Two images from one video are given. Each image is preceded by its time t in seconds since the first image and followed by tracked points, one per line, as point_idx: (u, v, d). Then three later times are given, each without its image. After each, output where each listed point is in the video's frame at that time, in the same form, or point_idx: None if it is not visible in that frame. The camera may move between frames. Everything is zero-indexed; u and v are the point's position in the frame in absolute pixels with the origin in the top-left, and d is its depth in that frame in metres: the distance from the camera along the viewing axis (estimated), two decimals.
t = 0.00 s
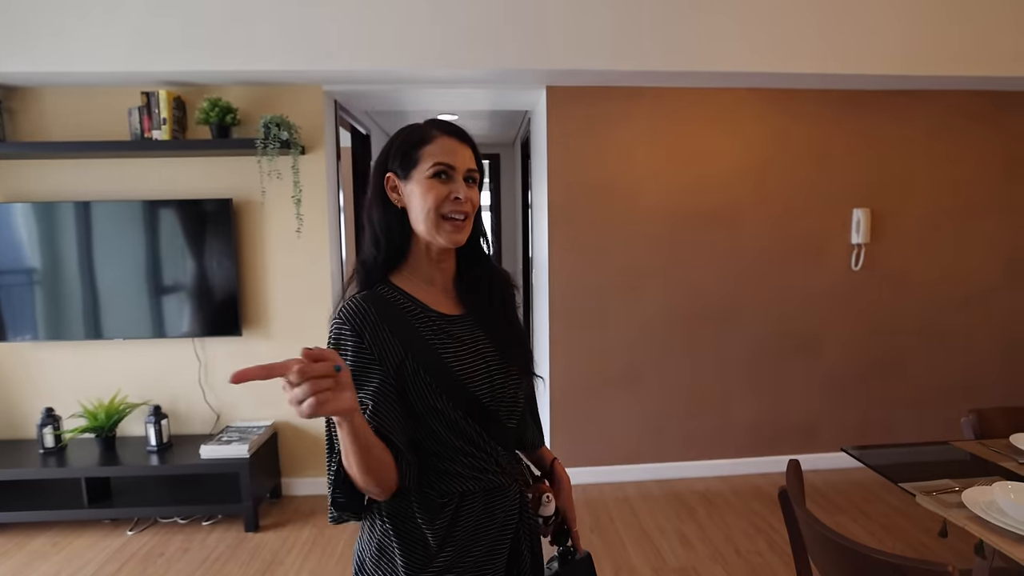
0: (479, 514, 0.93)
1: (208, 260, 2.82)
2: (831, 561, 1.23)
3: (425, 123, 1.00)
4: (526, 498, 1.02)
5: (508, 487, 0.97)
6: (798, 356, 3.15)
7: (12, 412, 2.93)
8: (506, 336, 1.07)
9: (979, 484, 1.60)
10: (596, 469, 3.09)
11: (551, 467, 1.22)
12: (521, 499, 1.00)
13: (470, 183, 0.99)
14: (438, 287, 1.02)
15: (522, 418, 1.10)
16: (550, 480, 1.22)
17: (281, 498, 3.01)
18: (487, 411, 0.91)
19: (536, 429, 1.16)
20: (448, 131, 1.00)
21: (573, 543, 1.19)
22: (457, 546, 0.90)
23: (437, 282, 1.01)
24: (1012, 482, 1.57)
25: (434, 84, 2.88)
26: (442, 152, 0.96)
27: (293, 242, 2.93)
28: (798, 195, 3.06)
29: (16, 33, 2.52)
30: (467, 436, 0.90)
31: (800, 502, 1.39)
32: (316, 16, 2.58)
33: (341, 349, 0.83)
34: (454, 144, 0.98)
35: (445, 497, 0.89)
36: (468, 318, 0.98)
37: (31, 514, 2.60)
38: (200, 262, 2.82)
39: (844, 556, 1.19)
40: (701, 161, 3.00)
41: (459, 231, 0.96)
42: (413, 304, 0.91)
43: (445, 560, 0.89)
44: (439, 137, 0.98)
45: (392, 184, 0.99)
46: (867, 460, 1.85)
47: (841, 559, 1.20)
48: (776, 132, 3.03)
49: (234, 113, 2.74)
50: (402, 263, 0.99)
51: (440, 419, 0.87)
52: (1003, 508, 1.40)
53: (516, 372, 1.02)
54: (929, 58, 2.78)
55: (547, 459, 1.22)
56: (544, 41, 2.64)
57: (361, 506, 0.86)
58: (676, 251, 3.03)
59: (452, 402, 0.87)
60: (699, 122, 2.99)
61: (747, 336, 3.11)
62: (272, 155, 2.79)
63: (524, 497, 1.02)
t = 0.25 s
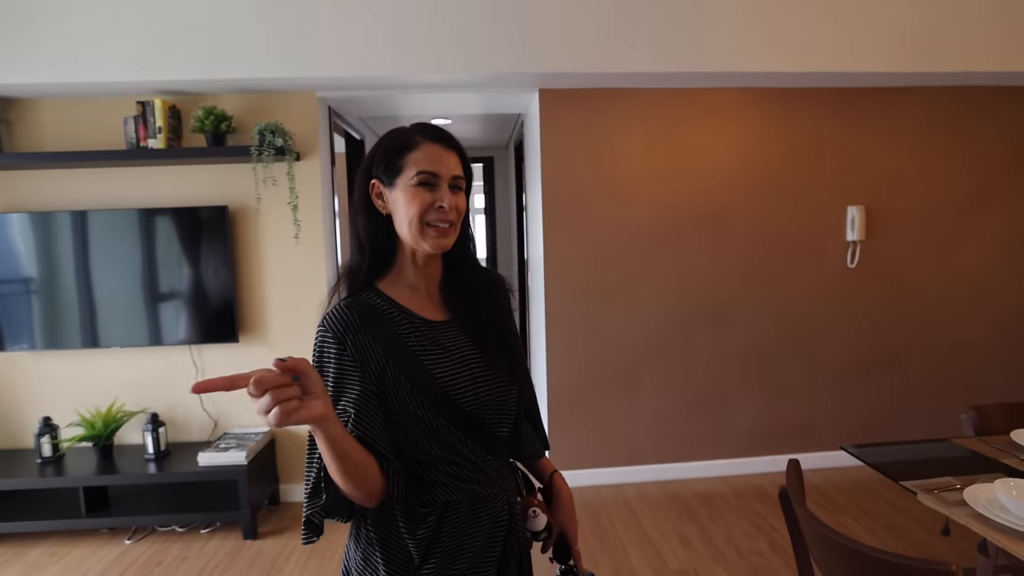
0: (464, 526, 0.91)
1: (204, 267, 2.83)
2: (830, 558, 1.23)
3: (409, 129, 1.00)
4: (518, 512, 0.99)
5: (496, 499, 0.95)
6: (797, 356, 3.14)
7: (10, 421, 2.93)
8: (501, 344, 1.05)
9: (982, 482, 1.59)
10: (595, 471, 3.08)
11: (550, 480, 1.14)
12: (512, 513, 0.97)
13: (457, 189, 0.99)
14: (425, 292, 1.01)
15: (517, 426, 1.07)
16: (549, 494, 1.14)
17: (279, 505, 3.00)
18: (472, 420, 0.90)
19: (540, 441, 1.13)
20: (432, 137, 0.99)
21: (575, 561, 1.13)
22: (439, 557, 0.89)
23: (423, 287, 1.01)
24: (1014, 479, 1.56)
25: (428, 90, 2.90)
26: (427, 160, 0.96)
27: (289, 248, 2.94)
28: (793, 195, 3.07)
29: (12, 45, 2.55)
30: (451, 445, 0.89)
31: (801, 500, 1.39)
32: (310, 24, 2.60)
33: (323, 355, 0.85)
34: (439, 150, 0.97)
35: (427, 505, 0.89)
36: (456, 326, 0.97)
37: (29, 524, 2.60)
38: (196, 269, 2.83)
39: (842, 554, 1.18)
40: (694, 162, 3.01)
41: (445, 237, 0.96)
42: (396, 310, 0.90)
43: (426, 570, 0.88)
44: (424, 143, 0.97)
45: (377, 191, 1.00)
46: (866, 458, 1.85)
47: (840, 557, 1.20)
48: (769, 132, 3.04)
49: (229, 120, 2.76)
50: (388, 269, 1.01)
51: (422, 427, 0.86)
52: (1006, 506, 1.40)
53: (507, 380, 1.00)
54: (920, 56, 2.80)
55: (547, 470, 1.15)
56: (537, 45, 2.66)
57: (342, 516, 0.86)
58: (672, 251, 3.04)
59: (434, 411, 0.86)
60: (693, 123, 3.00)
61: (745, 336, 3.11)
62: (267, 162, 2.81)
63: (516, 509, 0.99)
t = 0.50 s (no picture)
0: (453, 537, 0.91)
1: (206, 271, 2.85)
2: (834, 563, 1.22)
3: (400, 131, 0.99)
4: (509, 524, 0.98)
5: (486, 511, 0.94)
6: (800, 359, 3.12)
7: (16, 425, 2.97)
8: (496, 353, 1.05)
9: (987, 486, 1.58)
10: (597, 474, 3.08)
11: (547, 493, 1.14)
12: (503, 525, 0.97)
13: (449, 192, 0.98)
14: (417, 297, 1.01)
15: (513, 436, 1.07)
16: (547, 507, 1.14)
17: (281, 507, 3.02)
18: (461, 431, 0.90)
19: (538, 451, 1.12)
20: (423, 139, 0.99)
21: None
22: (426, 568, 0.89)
23: (415, 291, 1.01)
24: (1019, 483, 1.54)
25: (428, 93, 2.90)
26: (416, 161, 0.95)
27: (290, 252, 2.96)
28: (796, 197, 3.05)
29: (15, 52, 2.58)
30: (440, 456, 0.89)
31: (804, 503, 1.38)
32: (310, 30, 2.62)
33: (311, 361, 0.85)
34: (430, 152, 0.97)
35: (414, 516, 0.89)
36: (447, 333, 0.97)
37: (34, 526, 2.62)
38: (198, 273, 2.85)
39: (847, 559, 1.17)
40: (696, 164, 3.00)
41: (437, 239, 0.95)
42: (387, 316, 0.91)
43: None
44: (415, 145, 0.97)
45: (367, 194, 1.00)
46: (869, 462, 1.84)
47: (844, 561, 1.19)
48: (771, 133, 3.02)
49: (231, 125, 2.78)
50: (380, 273, 1.01)
51: (411, 437, 0.87)
52: (1012, 510, 1.39)
53: (500, 390, 0.99)
54: (924, 56, 2.77)
55: (547, 482, 1.15)
56: (537, 49, 2.66)
57: (336, 525, 0.85)
58: (674, 254, 3.03)
59: (422, 421, 0.87)
60: (694, 125, 2.99)
61: (747, 338, 3.09)
62: (269, 167, 2.82)
63: (507, 523, 0.98)
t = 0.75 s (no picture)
0: (454, 547, 0.91)
1: (212, 273, 2.87)
2: (842, 564, 1.21)
3: (396, 129, 0.99)
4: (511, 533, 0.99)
5: (487, 520, 0.94)
6: (806, 359, 3.11)
7: (26, 426, 3.00)
8: (495, 359, 1.05)
9: (995, 488, 1.57)
10: (602, 476, 3.08)
11: (550, 502, 1.13)
12: (506, 534, 0.97)
13: (446, 192, 0.98)
14: (413, 301, 1.01)
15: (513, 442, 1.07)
16: (548, 515, 1.13)
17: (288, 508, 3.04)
18: (459, 440, 0.90)
19: (540, 455, 1.12)
20: (419, 137, 0.99)
21: None
22: None
23: (412, 295, 1.01)
24: None
25: (432, 95, 2.91)
26: (412, 161, 0.95)
27: (296, 255, 2.97)
28: (802, 197, 3.03)
29: (24, 57, 2.60)
30: (438, 465, 0.89)
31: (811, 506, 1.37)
32: (315, 33, 2.62)
33: (305, 370, 0.84)
34: (426, 150, 0.97)
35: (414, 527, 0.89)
36: (446, 340, 0.97)
37: (44, 526, 2.65)
38: (204, 275, 2.87)
39: (855, 561, 1.17)
40: (701, 164, 2.99)
41: (434, 241, 0.95)
42: (383, 322, 0.91)
43: None
44: (410, 144, 0.97)
45: (362, 195, 0.99)
46: (877, 464, 1.83)
47: (852, 564, 1.18)
48: (776, 133, 3.01)
49: (236, 128, 2.79)
50: (375, 277, 1.00)
51: (409, 447, 0.87)
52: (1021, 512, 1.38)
53: (498, 396, 1.00)
54: (931, 55, 2.75)
55: (550, 490, 1.15)
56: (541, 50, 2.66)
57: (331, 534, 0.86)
58: (679, 255, 3.02)
59: (420, 431, 0.87)
60: (699, 126, 2.98)
61: (753, 339, 3.08)
62: (274, 170, 2.83)
63: (508, 531, 0.98)
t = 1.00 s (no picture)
0: (462, 558, 0.91)
1: (217, 275, 2.88)
2: (849, 565, 1.21)
3: (393, 123, 0.98)
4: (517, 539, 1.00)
5: (494, 528, 0.95)
6: (811, 360, 3.10)
7: (33, 426, 3.01)
8: (496, 365, 1.05)
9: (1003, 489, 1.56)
10: (607, 477, 3.07)
11: (550, 506, 1.13)
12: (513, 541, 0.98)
13: (447, 186, 0.97)
14: (415, 302, 1.00)
15: (517, 449, 1.07)
16: (547, 520, 1.13)
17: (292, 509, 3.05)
18: (466, 449, 0.90)
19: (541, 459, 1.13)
20: (418, 130, 0.97)
21: None
22: None
23: (413, 297, 1.00)
24: None
25: (436, 97, 2.91)
26: (411, 154, 0.94)
27: (300, 256, 2.98)
28: (807, 197, 3.02)
29: (31, 60, 2.62)
30: (445, 476, 0.88)
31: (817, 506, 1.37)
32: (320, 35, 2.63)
33: (302, 381, 0.82)
34: (426, 143, 0.96)
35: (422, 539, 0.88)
36: (449, 347, 0.96)
37: (51, 527, 2.66)
38: (209, 277, 2.88)
39: (862, 562, 1.16)
40: (705, 165, 2.99)
41: (437, 237, 0.93)
42: (385, 329, 0.89)
43: None
44: (409, 136, 0.96)
45: (360, 193, 0.98)
46: (883, 465, 1.82)
47: (859, 565, 1.17)
48: (780, 133, 3.00)
49: (241, 130, 2.80)
50: (376, 278, 0.99)
51: (415, 458, 0.86)
52: None
53: (502, 403, 1.00)
54: (936, 54, 2.74)
55: (550, 495, 1.14)
56: (545, 51, 2.66)
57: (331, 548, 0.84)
58: (683, 255, 3.01)
59: (426, 441, 0.86)
60: (703, 126, 2.97)
61: (758, 340, 3.07)
62: (279, 171, 2.84)
63: (515, 539, 0.98)
